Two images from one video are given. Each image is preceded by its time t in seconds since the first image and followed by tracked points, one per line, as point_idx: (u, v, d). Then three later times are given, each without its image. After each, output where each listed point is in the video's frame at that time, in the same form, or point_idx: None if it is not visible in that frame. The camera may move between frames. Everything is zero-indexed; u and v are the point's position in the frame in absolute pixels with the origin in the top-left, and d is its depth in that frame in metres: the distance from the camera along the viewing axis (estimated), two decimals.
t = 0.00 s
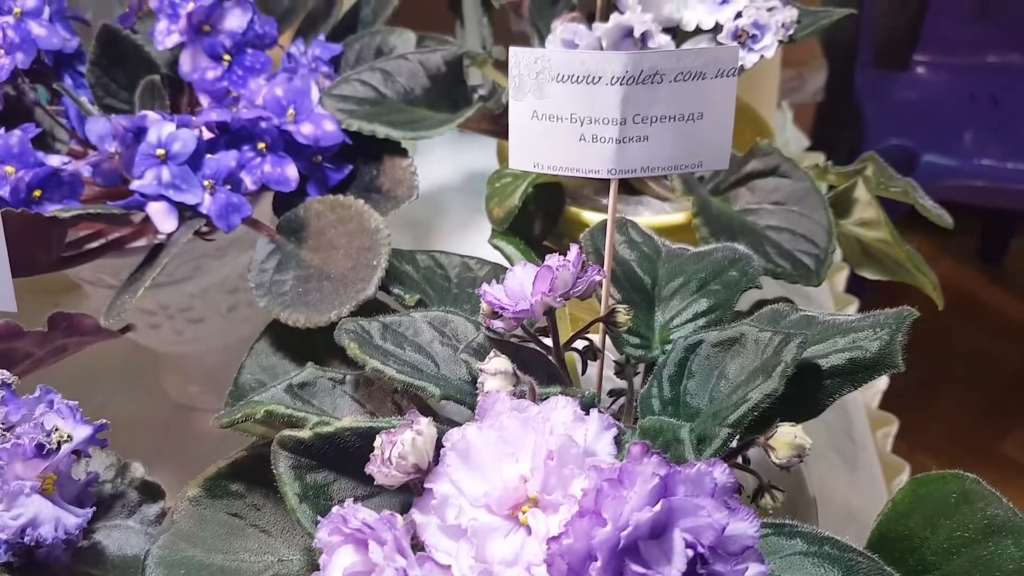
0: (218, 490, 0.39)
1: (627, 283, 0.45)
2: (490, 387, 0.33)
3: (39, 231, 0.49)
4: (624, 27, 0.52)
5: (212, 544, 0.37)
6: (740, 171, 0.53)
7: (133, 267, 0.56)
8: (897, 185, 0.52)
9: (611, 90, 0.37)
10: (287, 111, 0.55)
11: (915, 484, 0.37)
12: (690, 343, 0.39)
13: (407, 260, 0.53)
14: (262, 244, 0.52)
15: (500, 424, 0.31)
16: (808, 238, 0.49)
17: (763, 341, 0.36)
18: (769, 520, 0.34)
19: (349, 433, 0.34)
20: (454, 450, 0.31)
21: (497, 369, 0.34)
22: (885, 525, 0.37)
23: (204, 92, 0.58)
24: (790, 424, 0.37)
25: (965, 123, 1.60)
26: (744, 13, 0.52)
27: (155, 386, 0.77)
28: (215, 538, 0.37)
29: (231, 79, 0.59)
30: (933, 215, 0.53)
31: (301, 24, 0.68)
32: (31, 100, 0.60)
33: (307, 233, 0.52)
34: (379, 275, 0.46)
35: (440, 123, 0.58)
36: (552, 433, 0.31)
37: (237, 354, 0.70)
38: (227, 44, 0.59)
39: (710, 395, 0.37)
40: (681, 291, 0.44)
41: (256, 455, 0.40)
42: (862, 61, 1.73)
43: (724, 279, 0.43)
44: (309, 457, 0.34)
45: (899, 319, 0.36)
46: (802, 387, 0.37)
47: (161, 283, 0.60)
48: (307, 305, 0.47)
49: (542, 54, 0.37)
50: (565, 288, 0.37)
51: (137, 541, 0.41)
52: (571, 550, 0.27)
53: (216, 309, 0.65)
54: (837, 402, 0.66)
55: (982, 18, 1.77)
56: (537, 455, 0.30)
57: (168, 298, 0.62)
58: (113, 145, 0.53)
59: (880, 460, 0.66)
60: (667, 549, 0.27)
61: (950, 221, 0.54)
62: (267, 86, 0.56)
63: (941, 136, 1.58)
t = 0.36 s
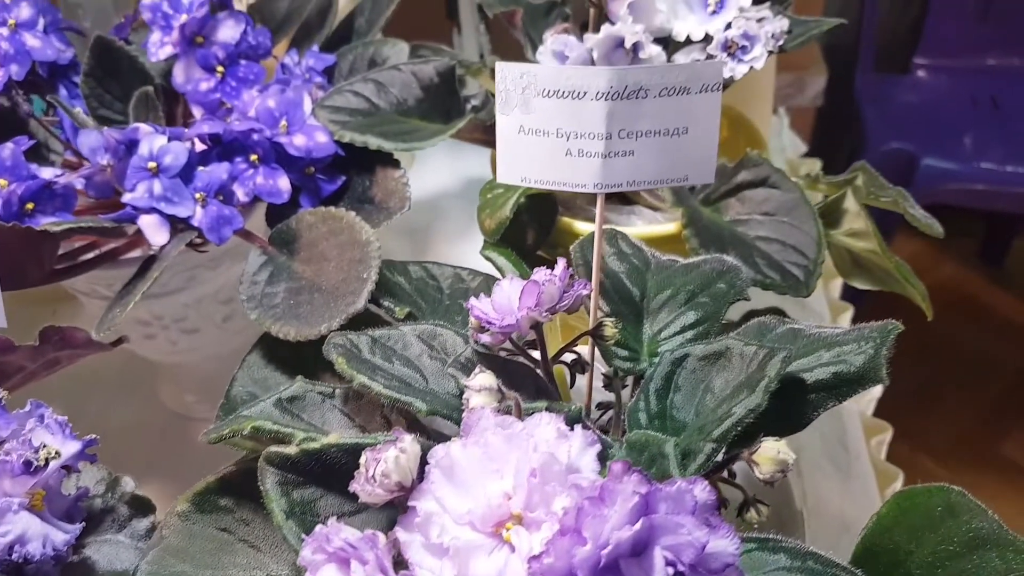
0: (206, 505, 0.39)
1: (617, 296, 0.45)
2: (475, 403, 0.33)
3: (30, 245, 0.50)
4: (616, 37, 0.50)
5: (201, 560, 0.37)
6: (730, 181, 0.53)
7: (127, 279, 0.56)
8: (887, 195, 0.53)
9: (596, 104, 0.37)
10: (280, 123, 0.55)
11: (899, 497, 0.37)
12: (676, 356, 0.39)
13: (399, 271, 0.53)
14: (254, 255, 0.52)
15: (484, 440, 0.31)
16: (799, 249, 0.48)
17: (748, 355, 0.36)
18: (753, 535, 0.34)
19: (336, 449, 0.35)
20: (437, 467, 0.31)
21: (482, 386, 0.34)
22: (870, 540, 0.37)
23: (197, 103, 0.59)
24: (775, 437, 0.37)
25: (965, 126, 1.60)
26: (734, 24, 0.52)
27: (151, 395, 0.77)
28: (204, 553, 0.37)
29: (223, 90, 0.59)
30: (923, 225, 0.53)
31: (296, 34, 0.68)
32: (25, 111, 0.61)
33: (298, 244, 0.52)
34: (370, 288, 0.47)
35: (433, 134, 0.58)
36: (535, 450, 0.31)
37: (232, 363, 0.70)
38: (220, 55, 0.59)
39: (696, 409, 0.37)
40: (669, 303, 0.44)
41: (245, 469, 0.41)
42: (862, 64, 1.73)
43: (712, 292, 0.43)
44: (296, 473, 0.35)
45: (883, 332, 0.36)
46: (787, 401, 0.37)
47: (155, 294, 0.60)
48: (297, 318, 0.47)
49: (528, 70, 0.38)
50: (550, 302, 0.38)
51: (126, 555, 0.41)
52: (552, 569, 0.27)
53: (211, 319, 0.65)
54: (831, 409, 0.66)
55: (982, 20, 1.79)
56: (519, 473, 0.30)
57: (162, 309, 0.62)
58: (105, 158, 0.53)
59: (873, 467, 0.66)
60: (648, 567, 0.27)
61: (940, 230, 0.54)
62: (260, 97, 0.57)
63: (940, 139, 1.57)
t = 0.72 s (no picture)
0: (194, 530, 0.39)
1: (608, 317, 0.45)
2: (463, 430, 0.33)
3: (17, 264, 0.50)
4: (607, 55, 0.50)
5: None
6: (722, 198, 0.53)
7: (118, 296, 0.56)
8: (878, 212, 0.53)
9: (584, 127, 0.37)
10: (272, 140, 0.55)
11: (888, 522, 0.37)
12: (666, 379, 0.38)
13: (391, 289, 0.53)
14: (245, 272, 0.52)
15: (471, 468, 0.31)
16: (790, 267, 0.48)
17: (737, 378, 0.36)
18: (742, 560, 0.34)
19: (322, 476, 0.34)
20: (424, 496, 0.31)
21: (470, 412, 0.34)
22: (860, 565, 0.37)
23: (188, 119, 0.58)
24: (764, 460, 0.37)
25: (961, 132, 1.60)
26: (724, 42, 0.52)
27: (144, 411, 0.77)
28: None
29: (215, 106, 0.59)
30: (914, 240, 0.53)
31: (289, 48, 0.68)
32: (16, 127, 0.61)
33: (290, 262, 0.52)
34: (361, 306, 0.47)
35: (426, 150, 0.58)
36: (521, 478, 0.31)
37: (225, 377, 0.70)
38: (212, 72, 0.59)
39: (685, 432, 0.37)
40: (660, 323, 0.44)
41: (233, 493, 0.41)
42: (859, 70, 1.73)
43: (702, 312, 0.43)
44: (283, 499, 0.35)
45: (870, 355, 0.36)
46: (775, 424, 0.37)
47: (147, 310, 0.60)
48: (288, 338, 0.47)
49: (516, 93, 0.38)
50: (539, 326, 0.37)
51: None
52: None
53: (203, 334, 0.65)
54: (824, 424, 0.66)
55: (978, 26, 1.78)
56: (506, 502, 0.30)
57: (155, 325, 0.62)
58: (95, 176, 0.53)
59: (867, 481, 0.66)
60: None
61: (933, 247, 0.54)
62: (251, 114, 0.56)
63: (936, 146, 1.57)
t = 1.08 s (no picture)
0: (173, 557, 0.39)
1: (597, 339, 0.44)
2: (444, 461, 0.32)
3: None
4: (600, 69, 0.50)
5: None
6: (715, 216, 0.53)
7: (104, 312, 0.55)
8: (874, 230, 0.51)
9: (571, 150, 0.37)
10: (259, 155, 0.54)
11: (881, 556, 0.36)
12: (655, 406, 0.38)
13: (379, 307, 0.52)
14: (231, 289, 0.52)
15: (452, 501, 0.30)
16: (783, 287, 0.48)
17: (727, 407, 0.35)
18: None
19: (301, 506, 0.34)
20: (404, 531, 0.30)
21: (452, 443, 0.33)
22: None
23: (176, 133, 0.58)
24: (754, 491, 0.36)
25: (961, 140, 1.59)
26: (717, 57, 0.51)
27: (134, 425, 0.76)
28: None
29: (203, 120, 0.58)
30: (908, 259, 0.52)
31: (280, 60, 0.67)
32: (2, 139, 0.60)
33: (276, 280, 0.51)
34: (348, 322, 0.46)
35: (416, 165, 0.57)
36: (502, 515, 0.30)
37: (214, 391, 0.69)
38: (200, 85, 0.58)
39: (674, 461, 0.36)
40: (651, 346, 0.43)
41: (213, 519, 0.40)
42: (857, 77, 1.73)
43: (693, 334, 0.42)
44: (262, 529, 0.34)
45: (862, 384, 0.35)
46: (766, 454, 0.36)
47: (134, 326, 0.60)
48: (273, 359, 0.46)
49: (502, 114, 0.37)
50: (524, 352, 0.36)
51: None
52: None
53: (192, 349, 0.64)
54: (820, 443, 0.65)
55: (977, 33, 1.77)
56: (486, 540, 0.29)
57: (142, 340, 0.62)
58: (80, 193, 0.52)
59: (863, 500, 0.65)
60: None
61: (929, 266, 0.53)
62: (239, 128, 0.56)
63: (935, 153, 1.56)
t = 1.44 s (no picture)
0: None
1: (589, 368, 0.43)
2: (424, 506, 0.31)
3: None
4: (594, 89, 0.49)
5: None
6: (712, 239, 0.52)
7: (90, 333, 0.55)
8: (874, 254, 0.50)
9: (560, 179, 0.36)
10: (249, 174, 0.53)
11: None
12: (646, 445, 0.36)
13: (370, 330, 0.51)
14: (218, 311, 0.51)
15: (431, 551, 0.29)
16: (781, 315, 0.46)
17: (719, 448, 0.34)
18: None
19: (277, 550, 0.32)
20: None
21: (433, 487, 0.32)
22: None
23: (165, 151, 0.56)
24: (748, 534, 0.35)
25: (967, 150, 1.57)
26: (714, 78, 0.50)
27: (124, 441, 0.75)
28: None
29: (193, 138, 0.57)
30: (907, 284, 0.51)
31: (274, 76, 0.66)
32: None
33: (263, 302, 0.50)
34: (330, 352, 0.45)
35: (409, 184, 0.56)
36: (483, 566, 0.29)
37: (204, 409, 0.69)
38: (190, 102, 0.57)
39: (665, 503, 0.35)
40: (643, 377, 0.42)
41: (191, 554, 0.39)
42: (862, 86, 1.71)
43: (687, 366, 0.41)
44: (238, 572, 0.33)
45: (860, 426, 0.34)
46: (761, 497, 0.35)
47: (122, 346, 0.59)
48: (257, 386, 0.45)
49: (489, 142, 0.36)
50: (510, 388, 0.35)
51: None
52: None
53: (181, 368, 0.63)
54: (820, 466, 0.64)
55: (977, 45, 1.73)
56: None
57: (130, 359, 0.61)
58: (66, 213, 0.51)
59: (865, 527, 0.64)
60: None
61: (933, 291, 0.51)
62: (228, 146, 0.55)
63: (942, 164, 1.54)
